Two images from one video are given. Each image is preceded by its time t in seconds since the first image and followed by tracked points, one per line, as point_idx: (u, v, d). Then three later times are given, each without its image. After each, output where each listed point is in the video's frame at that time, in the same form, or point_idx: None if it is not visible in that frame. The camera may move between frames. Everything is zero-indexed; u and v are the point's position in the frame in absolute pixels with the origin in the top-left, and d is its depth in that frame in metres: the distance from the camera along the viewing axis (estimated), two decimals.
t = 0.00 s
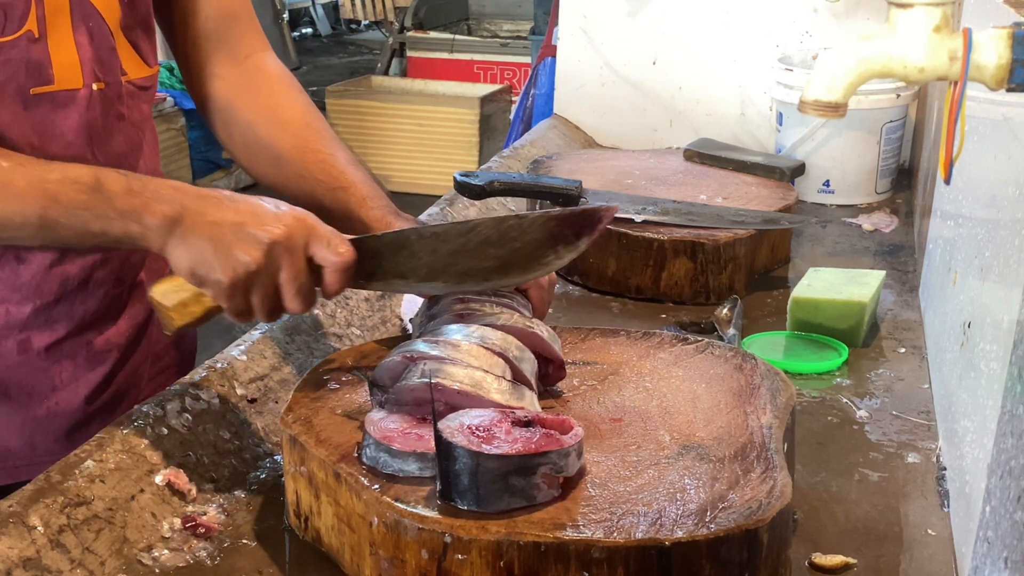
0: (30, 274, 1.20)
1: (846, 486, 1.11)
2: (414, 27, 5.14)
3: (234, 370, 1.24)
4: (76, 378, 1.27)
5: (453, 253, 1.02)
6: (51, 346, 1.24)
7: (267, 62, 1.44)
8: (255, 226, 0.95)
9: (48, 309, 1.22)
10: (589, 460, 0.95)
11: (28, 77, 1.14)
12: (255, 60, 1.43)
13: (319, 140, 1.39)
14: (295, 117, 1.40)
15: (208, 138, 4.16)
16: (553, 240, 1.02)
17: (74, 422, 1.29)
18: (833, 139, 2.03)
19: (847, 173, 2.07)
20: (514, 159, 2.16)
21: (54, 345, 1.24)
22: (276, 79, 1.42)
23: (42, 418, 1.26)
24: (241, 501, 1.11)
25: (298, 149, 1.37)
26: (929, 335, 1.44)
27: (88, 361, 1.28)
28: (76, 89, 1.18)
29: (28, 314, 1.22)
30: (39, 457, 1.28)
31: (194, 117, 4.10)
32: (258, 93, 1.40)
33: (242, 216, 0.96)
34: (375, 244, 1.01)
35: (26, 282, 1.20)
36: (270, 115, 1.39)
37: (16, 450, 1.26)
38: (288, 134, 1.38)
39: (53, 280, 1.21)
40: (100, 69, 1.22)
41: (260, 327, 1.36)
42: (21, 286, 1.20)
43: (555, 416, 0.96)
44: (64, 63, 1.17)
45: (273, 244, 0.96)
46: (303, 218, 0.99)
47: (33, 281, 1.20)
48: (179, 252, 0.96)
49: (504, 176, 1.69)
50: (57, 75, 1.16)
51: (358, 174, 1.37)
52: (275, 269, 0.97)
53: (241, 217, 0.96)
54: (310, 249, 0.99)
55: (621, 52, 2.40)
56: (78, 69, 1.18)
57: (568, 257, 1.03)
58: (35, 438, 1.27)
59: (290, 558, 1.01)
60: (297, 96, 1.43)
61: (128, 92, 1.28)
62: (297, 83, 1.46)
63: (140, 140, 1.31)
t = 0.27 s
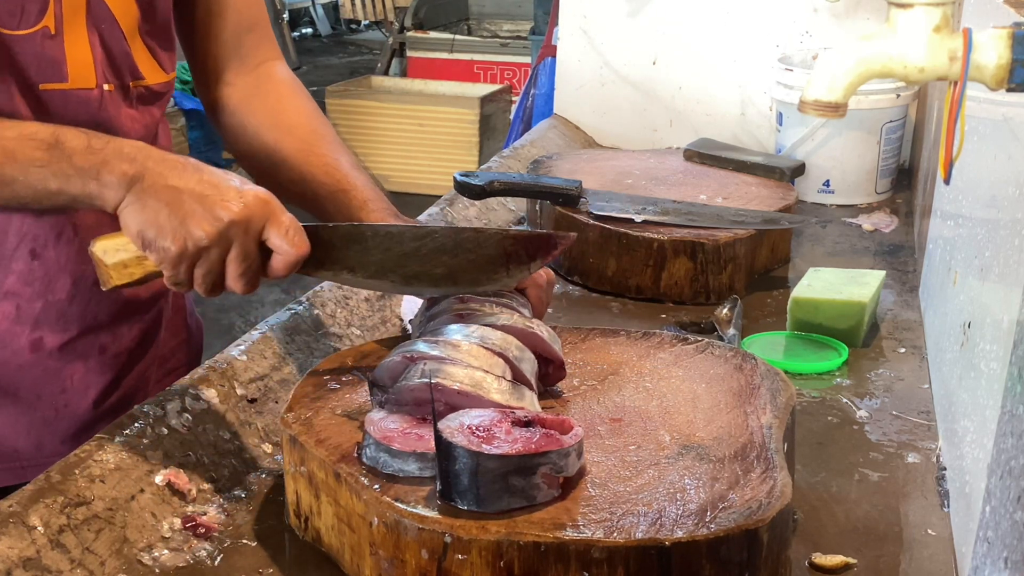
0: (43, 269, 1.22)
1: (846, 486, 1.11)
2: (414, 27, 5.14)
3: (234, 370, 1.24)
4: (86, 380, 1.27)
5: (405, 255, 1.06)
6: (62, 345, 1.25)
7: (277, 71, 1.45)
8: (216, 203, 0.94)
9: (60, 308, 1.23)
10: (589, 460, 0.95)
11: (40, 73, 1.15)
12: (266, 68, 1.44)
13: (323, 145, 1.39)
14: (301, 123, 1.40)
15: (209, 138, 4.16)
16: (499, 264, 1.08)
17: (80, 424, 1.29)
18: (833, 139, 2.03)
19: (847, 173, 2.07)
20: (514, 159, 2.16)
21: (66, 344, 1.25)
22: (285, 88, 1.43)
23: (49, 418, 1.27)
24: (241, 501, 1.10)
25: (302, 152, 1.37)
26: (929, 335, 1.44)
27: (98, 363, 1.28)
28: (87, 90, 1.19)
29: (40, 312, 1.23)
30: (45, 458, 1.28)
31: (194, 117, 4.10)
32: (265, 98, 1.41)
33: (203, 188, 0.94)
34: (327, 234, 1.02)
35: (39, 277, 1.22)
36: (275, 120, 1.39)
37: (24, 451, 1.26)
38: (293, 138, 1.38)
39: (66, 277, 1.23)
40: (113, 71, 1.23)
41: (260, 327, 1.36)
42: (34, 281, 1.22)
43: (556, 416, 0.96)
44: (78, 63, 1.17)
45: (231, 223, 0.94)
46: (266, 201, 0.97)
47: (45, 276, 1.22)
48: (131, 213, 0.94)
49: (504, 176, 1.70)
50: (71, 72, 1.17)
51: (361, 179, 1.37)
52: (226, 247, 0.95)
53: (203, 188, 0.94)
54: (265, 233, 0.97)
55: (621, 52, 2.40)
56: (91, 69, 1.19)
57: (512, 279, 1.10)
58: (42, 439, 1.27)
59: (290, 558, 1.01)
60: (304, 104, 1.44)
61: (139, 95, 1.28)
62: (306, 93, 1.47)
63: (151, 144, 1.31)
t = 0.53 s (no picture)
0: (61, 266, 1.20)
1: (846, 486, 1.11)
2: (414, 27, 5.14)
3: (233, 370, 1.24)
4: (93, 382, 1.27)
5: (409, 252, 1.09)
6: (74, 345, 1.24)
7: (286, 70, 1.45)
8: (335, 249, 1.01)
9: (76, 306, 1.22)
10: (589, 459, 0.95)
11: (70, 72, 1.14)
12: (275, 67, 1.44)
13: (329, 146, 1.39)
14: (307, 123, 1.40)
15: (208, 138, 4.16)
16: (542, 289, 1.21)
17: (82, 425, 1.29)
18: (833, 139, 2.03)
19: (847, 173, 2.07)
20: (513, 159, 2.16)
21: (78, 344, 1.24)
22: (294, 89, 1.43)
23: (53, 419, 1.27)
24: (241, 501, 1.10)
25: (307, 153, 1.37)
26: (929, 335, 1.44)
27: (107, 364, 1.27)
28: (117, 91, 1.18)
29: (55, 311, 1.22)
30: (46, 457, 1.29)
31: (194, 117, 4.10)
32: (271, 98, 1.41)
33: (325, 237, 1.01)
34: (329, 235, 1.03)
35: (59, 274, 1.20)
36: (282, 120, 1.39)
37: (26, 451, 1.28)
38: (298, 139, 1.38)
39: (86, 277, 1.21)
40: (138, 72, 1.23)
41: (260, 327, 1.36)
42: (54, 277, 1.21)
43: (556, 416, 0.96)
44: (110, 64, 1.17)
45: (350, 268, 1.02)
46: (380, 246, 1.05)
47: (65, 276, 1.21)
48: (254, 259, 1.00)
49: (504, 176, 1.71)
50: (103, 73, 1.16)
51: (366, 180, 1.37)
52: (344, 290, 1.03)
53: (324, 236, 1.01)
54: (378, 277, 1.06)
55: (621, 52, 2.40)
56: (121, 70, 1.18)
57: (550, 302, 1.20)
58: (45, 440, 1.28)
59: (290, 558, 1.01)
60: (312, 104, 1.43)
61: (160, 98, 1.28)
62: (315, 93, 1.47)
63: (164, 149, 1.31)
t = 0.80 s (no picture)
0: (68, 259, 1.20)
1: (846, 486, 1.11)
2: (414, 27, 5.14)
3: (234, 370, 1.24)
4: (99, 378, 1.26)
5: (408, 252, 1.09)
6: (80, 340, 1.24)
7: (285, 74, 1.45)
8: (340, 262, 0.97)
9: (82, 300, 1.22)
10: (589, 459, 0.95)
11: (67, 69, 1.14)
12: (274, 71, 1.44)
13: (325, 150, 1.39)
14: (304, 127, 1.40)
15: (208, 138, 4.16)
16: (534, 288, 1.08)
17: (87, 421, 1.28)
18: (833, 139, 2.03)
19: (847, 173, 2.07)
20: (514, 159, 2.16)
21: (83, 339, 1.24)
22: (291, 92, 1.43)
23: (59, 414, 1.26)
24: (241, 500, 1.10)
25: (303, 155, 1.37)
26: (929, 335, 1.44)
27: (112, 359, 1.27)
28: (114, 89, 1.17)
29: (61, 304, 1.22)
30: (51, 453, 1.28)
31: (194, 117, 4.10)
32: (269, 102, 1.41)
33: (330, 251, 0.97)
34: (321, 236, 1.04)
35: (65, 267, 1.21)
36: (278, 123, 1.39)
37: (30, 446, 1.27)
38: (294, 142, 1.38)
39: (91, 270, 1.22)
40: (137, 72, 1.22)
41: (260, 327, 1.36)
42: (59, 270, 1.21)
43: (556, 416, 0.96)
44: (106, 62, 1.16)
45: (355, 282, 0.97)
46: (383, 261, 1.01)
47: (70, 269, 1.21)
48: (259, 267, 0.96)
49: (504, 176, 1.72)
50: (99, 70, 1.15)
51: (361, 185, 1.37)
52: (346, 306, 0.99)
53: (328, 250, 0.97)
54: (383, 294, 1.01)
55: (621, 52, 2.40)
56: (118, 67, 1.17)
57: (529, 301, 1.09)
58: (49, 434, 1.27)
59: (290, 558, 1.01)
60: (309, 108, 1.44)
61: (159, 98, 1.27)
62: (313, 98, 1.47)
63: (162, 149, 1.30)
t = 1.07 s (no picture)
0: (68, 259, 1.20)
1: (846, 486, 1.11)
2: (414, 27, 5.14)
3: (233, 370, 1.24)
4: (100, 372, 1.27)
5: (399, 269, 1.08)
6: (81, 336, 1.24)
7: (279, 76, 1.45)
8: (305, 269, 0.95)
9: (82, 298, 1.23)
10: (589, 459, 0.95)
11: (60, 71, 1.14)
12: (268, 73, 1.44)
13: (320, 153, 1.40)
14: (297, 129, 1.40)
15: (208, 138, 4.17)
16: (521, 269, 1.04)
17: (90, 415, 1.29)
18: (833, 139, 2.03)
19: (847, 173, 2.07)
20: (514, 159, 2.16)
21: (84, 335, 1.25)
22: (284, 96, 1.43)
23: (62, 410, 1.26)
24: (241, 500, 1.10)
25: (298, 159, 1.37)
26: (929, 334, 1.44)
27: (113, 354, 1.28)
28: (108, 90, 1.17)
29: (62, 303, 1.22)
30: (54, 449, 1.28)
31: (194, 117, 4.11)
32: (263, 103, 1.41)
33: (296, 255, 0.96)
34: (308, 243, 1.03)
35: (64, 267, 1.20)
36: (272, 124, 1.39)
37: (32, 442, 1.27)
38: (288, 144, 1.38)
39: (91, 269, 1.22)
40: (128, 71, 1.22)
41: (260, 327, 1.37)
42: (59, 271, 1.20)
43: (556, 415, 0.96)
44: (100, 63, 1.16)
45: (319, 290, 0.96)
46: (350, 269, 0.99)
47: (70, 269, 1.21)
48: (224, 272, 0.95)
49: (504, 175, 1.72)
50: (93, 71, 1.15)
51: (356, 189, 1.38)
52: (309, 312, 0.97)
53: (294, 254, 0.96)
54: (345, 301, 0.99)
55: (621, 52, 2.40)
56: (112, 68, 1.17)
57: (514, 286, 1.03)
58: (52, 431, 1.27)
59: (290, 558, 1.01)
60: (303, 111, 1.44)
61: (151, 98, 1.27)
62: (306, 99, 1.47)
63: (155, 149, 1.30)
